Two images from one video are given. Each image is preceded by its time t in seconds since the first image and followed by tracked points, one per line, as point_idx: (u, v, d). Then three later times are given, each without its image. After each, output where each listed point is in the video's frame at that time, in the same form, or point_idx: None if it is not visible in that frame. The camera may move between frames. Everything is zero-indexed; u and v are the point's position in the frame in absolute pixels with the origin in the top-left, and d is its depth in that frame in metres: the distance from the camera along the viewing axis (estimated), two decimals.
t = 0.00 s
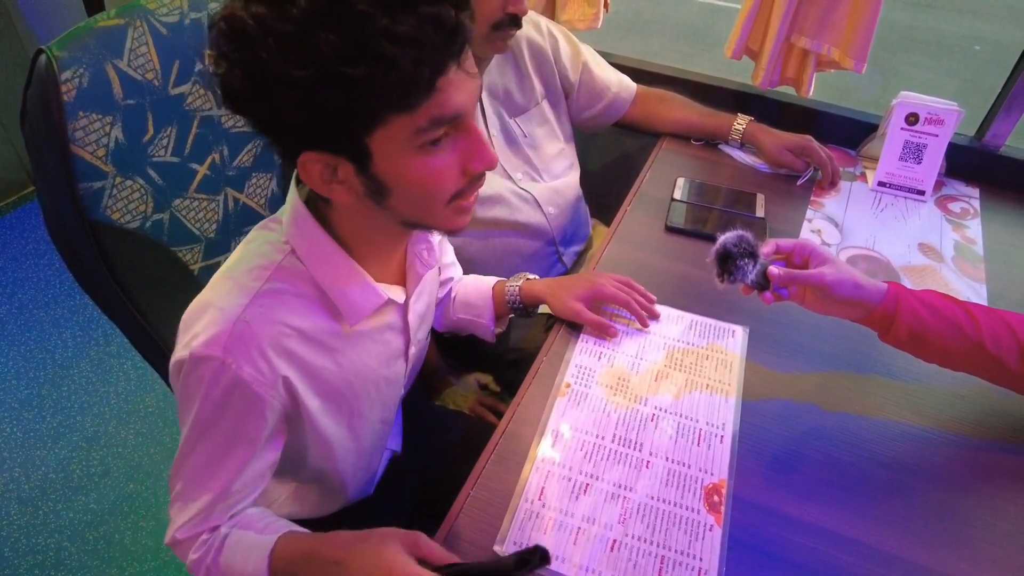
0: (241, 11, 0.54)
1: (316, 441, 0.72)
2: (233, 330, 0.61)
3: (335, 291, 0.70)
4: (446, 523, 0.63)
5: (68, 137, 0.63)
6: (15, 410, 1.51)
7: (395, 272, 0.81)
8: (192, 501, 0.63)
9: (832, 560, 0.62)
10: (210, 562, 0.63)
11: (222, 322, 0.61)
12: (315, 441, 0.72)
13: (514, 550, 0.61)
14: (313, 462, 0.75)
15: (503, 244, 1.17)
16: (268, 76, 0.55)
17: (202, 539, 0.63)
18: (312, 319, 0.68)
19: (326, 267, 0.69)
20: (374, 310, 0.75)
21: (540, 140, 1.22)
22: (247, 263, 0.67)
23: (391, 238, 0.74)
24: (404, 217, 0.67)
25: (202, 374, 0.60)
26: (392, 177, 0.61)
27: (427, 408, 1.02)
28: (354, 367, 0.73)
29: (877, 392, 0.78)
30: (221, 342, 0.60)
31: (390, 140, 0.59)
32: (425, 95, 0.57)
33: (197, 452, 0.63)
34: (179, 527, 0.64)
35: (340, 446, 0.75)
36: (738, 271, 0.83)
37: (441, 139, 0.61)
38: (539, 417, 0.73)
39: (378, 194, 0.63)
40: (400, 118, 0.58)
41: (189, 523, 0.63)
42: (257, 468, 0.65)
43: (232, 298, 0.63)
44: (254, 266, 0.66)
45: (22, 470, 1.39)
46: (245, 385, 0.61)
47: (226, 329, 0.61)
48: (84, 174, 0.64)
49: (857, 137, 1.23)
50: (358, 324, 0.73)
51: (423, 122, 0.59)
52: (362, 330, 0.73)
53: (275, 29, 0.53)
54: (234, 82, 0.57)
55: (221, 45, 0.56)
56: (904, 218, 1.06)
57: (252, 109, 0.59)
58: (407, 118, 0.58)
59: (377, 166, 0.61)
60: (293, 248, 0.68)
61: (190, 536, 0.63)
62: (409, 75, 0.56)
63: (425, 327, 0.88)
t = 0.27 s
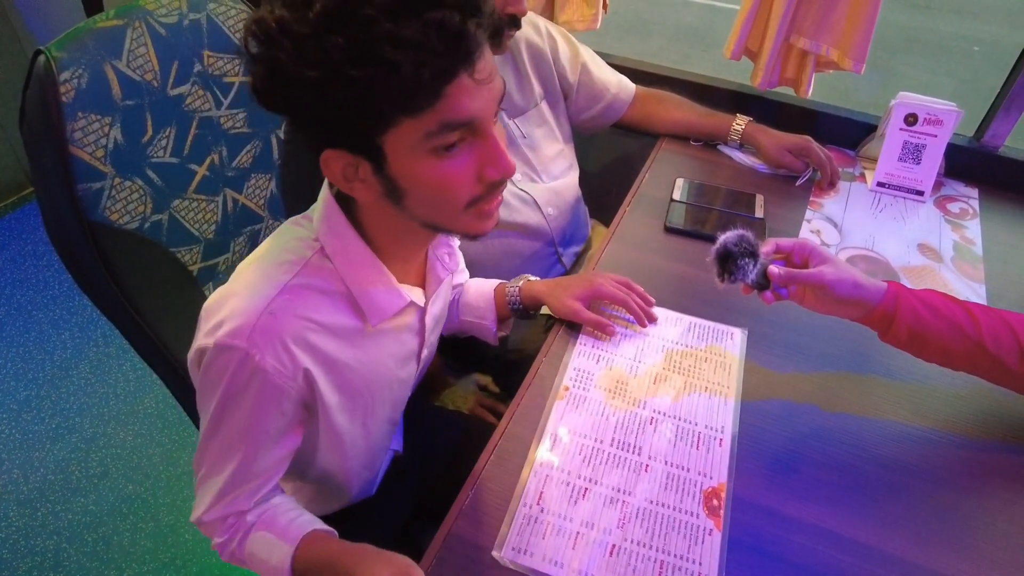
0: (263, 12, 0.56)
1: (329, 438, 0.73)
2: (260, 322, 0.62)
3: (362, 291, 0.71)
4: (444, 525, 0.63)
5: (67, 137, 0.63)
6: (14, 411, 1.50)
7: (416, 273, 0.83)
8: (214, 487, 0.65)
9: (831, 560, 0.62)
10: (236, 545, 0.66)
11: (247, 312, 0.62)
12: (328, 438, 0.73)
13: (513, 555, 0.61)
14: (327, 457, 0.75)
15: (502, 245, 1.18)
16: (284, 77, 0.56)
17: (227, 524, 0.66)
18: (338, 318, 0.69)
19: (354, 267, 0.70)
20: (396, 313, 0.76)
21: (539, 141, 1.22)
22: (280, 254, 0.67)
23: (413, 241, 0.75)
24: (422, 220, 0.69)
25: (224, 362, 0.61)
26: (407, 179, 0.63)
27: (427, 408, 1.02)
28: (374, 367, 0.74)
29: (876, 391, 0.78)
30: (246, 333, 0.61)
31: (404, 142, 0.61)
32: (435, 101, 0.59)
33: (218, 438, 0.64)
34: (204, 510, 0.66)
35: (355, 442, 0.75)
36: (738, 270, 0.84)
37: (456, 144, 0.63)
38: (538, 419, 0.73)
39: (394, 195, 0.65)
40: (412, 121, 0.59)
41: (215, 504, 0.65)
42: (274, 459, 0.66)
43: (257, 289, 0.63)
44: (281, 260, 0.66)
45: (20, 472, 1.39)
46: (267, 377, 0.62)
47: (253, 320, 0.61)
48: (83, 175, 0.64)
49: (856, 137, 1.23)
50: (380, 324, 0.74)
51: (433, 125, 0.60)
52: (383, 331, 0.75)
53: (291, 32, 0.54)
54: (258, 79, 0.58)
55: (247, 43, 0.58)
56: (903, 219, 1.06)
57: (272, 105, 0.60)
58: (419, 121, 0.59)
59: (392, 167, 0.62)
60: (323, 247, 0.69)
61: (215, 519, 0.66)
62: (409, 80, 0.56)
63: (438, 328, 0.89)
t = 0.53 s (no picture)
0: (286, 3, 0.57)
1: (339, 437, 0.72)
2: (271, 319, 0.62)
3: (374, 289, 0.71)
4: (443, 527, 0.63)
5: (65, 137, 0.63)
6: (12, 413, 1.50)
7: (425, 273, 0.83)
8: (216, 485, 0.65)
9: (832, 562, 0.61)
10: (238, 543, 0.66)
11: (258, 309, 0.61)
12: (337, 437, 0.72)
13: (513, 557, 0.60)
14: (333, 456, 0.74)
15: (502, 246, 1.18)
16: (298, 65, 0.56)
17: (230, 521, 0.66)
18: (351, 316, 0.69)
19: (367, 264, 0.71)
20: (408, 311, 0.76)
21: (538, 142, 1.22)
22: (290, 251, 0.67)
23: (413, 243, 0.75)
24: (427, 219, 0.68)
25: (234, 359, 0.60)
26: (415, 173, 0.63)
27: (426, 409, 1.02)
28: (387, 366, 0.74)
29: (876, 391, 0.78)
30: (258, 330, 0.60)
31: (414, 134, 0.61)
32: (449, 92, 0.59)
33: (222, 435, 0.64)
34: (207, 507, 0.65)
35: (362, 441, 0.75)
36: (738, 269, 0.83)
37: (465, 140, 0.63)
38: (538, 421, 0.73)
39: (401, 190, 0.65)
40: (424, 112, 0.60)
41: (219, 502, 0.65)
42: (282, 456, 0.65)
43: (268, 287, 0.63)
44: (292, 258, 0.67)
45: (18, 473, 1.39)
46: (279, 373, 0.61)
47: (264, 316, 0.61)
48: (82, 175, 0.64)
49: (856, 137, 1.23)
50: (392, 323, 0.74)
51: (445, 118, 0.60)
52: (396, 330, 0.75)
53: (311, 19, 0.55)
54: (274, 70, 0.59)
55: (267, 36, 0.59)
56: (903, 219, 1.06)
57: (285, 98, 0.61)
58: (431, 113, 0.60)
59: (400, 161, 0.62)
60: (335, 245, 0.70)
61: (217, 516, 0.65)
62: (422, 68, 0.57)
63: (445, 330, 0.89)
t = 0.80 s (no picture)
0: None
1: (325, 442, 0.72)
2: (251, 323, 0.62)
3: (356, 293, 0.71)
4: (443, 529, 0.62)
5: (64, 139, 0.62)
6: (11, 414, 1.50)
7: (417, 275, 0.83)
8: (215, 490, 0.64)
9: (833, 563, 0.61)
10: (240, 551, 0.66)
11: (238, 314, 0.61)
12: (325, 441, 0.72)
13: (513, 559, 0.60)
14: (325, 461, 0.74)
15: (502, 247, 1.18)
16: (317, 37, 0.55)
17: (232, 529, 0.65)
18: (332, 320, 0.69)
19: (350, 266, 0.70)
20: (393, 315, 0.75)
21: (538, 142, 1.22)
22: (276, 255, 0.67)
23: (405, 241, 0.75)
24: (421, 212, 0.68)
25: (216, 364, 0.61)
26: (417, 159, 0.63)
27: (425, 411, 1.01)
28: (372, 370, 0.73)
29: (876, 392, 0.78)
30: (237, 335, 0.60)
31: (422, 116, 0.61)
32: (465, 72, 0.60)
33: (214, 439, 0.64)
34: (206, 516, 0.65)
35: (349, 446, 0.75)
36: (739, 268, 0.83)
37: (467, 128, 0.63)
38: (539, 422, 0.73)
39: (400, 176, 0.65)
40: (435, 93, 0.59)
41: (218, 510, 0.65)
42: (273, 462, 0.65)
43: (251, 290, 0.63)
44: (275, 261, 0.66)
45: (18, 475, 1.38)
46: (259, 378, 0.61)
47: (243, 321, 0.61)
48: (80, 177, 0.64)
49: (855, 138, 1.23)
50: (377, 327, 0.74)
51: (455, 101, 0.60)
52: (381, 333, 0.74)
53: None
54: (280, 46, 0.57)
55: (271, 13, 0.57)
56: (903, 220, 1.06)
57: (291, 74, 0.59)
58: (442, 94, 0.60)
59: (403, 144, 0.62)
60: (317, 249, 0.69)
61: (218, 524, 0.65)
62: (457, 41, 0.57)
63: (439, 335, 0.88)
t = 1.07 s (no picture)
0: None
1: (329, 437, 0.72)
2: (256, 317, 0.62)
3: (359, 286, 0.70)
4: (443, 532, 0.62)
5: (62, 141, 0.62)
6: (10, 416, 1.49)
7: (416, 270, 0.82)
8: (210, 489, 0.64)
9: (834, 565, 0.61)
10: (233, 551, 0.65)
11: (244, 309, 0.61)
12: (328, 436, 0.72)
13: (514, 560, 0.60)
14: (326, 457, 0.74)
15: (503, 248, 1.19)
16: (344, 57, 0.56)
17: (224, 529, 0.65)
18: (336, 313, 0.69)
19: (353, 259, 0.70)
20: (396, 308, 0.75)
21: (537, 143, 1.22)
22: (278, 251, 0.67)
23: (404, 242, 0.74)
24: (440, 215, 0.69)
25: (220, 359, 0.61)
26: (440, 171, 0.64)
27: (425, 412, 1.01)
28: (375, 363, 0.73)
29: (877, 393, 0.78)
30: (242, 329, 0.60)
31: (446, 132, 0.61)
32: (488, 93, 0.60)
33: (213, 438, 0.64)
34: (199, 514, 0.65)
35: (353, 441, 0.75)
36: (738, 269, 0.83)
37: (489, 138, 0.64)
38: (539, 423, 0.73)
39: (422, 186, 0.65)
40: (460, 112, 0.60)
41: (211, 509, 0.65)
42: (271, 460, 0.65)
43: (256, 285, 0.63)
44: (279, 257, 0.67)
45: (16, 477, 1.38)
46: (265, 372, 0.61)
47: (249, 315, 0.61)
48: (79, 179, 0.64)
49: (854, 139, 1.23)
50: (380, 320, 0.74)
51: (478, 117, 0.61)
52: (384, 327, 0.74)
53: (359, 12, 0.55)
54: (308, 59, 0.57)
55: (298, 25, 0.57)
56: (903, 221, 1.06)
57: (314, 88, 0.60)
58: (466, 113, 0.61)
59: (427, 158, 0.63)
60: (319, 243, 0.69)
61: (211, 523, 0.65)
62: (481, 69, 0.58)
63: (437, 331, 0.87)
